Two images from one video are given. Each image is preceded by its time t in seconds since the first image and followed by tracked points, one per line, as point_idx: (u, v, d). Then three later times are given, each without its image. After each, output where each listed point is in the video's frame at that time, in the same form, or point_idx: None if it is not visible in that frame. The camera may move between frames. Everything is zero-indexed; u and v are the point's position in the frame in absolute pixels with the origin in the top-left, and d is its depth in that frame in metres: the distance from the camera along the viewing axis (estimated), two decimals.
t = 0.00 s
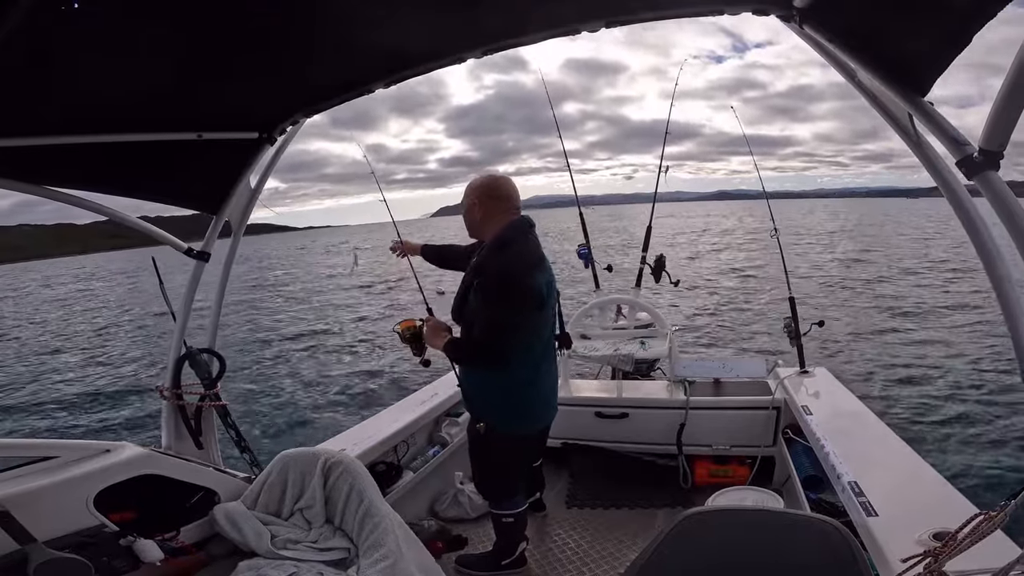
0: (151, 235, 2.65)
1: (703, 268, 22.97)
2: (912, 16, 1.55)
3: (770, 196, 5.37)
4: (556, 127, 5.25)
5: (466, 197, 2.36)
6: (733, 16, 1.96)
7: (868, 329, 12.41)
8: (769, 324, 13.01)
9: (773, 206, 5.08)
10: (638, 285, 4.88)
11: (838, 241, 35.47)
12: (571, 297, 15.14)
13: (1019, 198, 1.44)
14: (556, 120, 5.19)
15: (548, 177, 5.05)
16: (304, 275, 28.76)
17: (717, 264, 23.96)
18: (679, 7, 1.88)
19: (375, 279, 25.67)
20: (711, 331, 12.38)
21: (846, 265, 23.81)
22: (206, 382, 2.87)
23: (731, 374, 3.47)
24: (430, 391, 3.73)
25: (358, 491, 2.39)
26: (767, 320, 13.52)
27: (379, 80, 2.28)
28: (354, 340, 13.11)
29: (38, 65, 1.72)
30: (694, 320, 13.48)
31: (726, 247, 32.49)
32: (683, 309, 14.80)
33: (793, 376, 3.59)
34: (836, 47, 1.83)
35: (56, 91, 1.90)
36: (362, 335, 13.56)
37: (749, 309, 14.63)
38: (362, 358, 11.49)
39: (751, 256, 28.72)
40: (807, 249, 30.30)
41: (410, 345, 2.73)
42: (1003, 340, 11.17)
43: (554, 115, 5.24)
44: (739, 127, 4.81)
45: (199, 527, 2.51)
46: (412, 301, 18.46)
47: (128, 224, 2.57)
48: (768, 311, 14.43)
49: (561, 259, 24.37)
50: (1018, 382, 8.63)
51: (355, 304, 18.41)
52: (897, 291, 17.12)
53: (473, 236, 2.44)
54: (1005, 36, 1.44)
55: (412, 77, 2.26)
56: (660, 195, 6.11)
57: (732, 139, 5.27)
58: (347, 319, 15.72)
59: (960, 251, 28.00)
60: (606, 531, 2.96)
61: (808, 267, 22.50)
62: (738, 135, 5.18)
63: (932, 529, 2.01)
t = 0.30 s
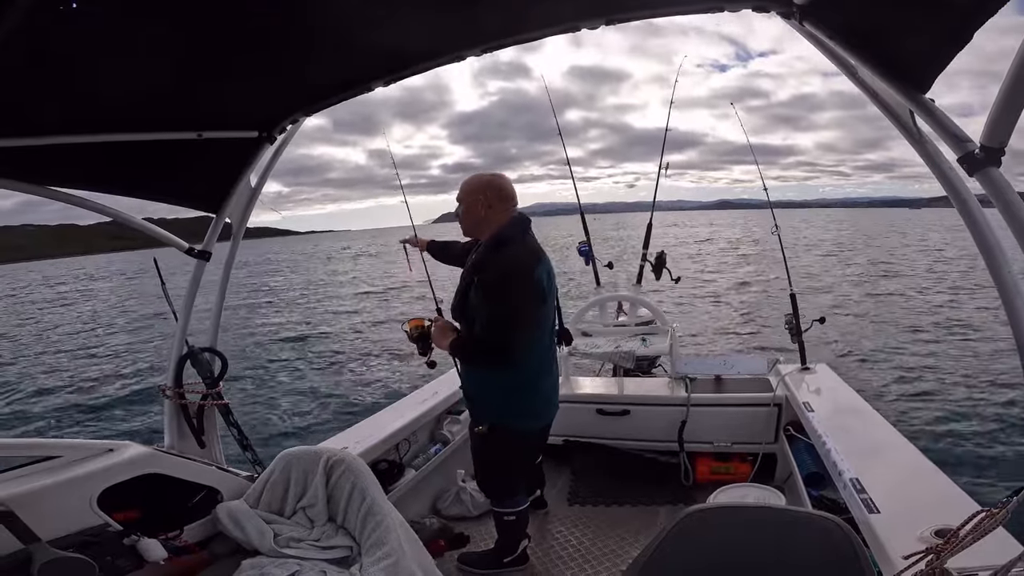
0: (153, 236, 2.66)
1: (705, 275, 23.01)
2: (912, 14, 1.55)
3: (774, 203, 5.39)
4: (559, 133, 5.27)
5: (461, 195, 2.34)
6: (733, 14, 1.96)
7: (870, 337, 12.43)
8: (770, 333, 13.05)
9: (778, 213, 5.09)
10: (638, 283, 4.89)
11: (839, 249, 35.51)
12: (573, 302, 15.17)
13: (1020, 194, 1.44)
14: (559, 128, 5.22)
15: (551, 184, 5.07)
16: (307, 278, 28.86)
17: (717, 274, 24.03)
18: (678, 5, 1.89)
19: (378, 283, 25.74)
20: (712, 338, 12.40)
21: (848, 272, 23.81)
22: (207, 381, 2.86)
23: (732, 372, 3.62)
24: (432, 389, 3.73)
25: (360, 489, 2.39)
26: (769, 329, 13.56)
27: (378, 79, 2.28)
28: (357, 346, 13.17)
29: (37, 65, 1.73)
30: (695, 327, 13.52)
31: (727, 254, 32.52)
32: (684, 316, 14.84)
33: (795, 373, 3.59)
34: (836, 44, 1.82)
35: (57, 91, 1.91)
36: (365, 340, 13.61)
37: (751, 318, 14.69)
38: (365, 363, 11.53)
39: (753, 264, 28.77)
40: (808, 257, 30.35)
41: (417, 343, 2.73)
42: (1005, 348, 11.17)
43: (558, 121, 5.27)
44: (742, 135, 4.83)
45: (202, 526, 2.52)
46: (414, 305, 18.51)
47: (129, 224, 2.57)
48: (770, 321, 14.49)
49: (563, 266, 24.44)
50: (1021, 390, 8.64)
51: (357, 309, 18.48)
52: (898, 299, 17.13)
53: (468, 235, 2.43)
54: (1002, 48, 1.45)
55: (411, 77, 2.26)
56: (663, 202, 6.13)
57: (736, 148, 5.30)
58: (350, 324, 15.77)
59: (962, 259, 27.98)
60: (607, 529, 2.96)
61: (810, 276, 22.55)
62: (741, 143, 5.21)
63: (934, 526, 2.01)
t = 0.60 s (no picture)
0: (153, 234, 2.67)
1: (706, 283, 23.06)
2: (913, 12, 1.55)
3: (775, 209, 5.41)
4: (562, 140, 5.29)
5: (456, 190, 2.35)
6: (734, 11, 1.97)
7: (870, 345, 12.45)
8: (770, 340, 13.07)
9: (779, 219, 5.11)
10: (637, 282, 4.91)
11: (840, 257, 35.55)
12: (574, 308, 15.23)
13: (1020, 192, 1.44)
14: (563, 135, 5.24)
15: (553, 191, 5.09)
16: (308, 284, 28.90)
17: (717, 282, 24.08)
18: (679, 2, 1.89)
19: (379, 288, 25.78)
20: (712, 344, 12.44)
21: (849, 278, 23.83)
22: (207, 377, 2.86)
23: (733, 368, 3.65)
24: (431, 386, 3.74)
25: (359, 486, 2.39)
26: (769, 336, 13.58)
27: (378, 78, 2.28)
28: (357, 352, 13.19)
29: (37, 64, 1.74)
30: (696, 335, 13.55)
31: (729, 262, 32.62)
32: (685, 323, 14.88)
33: (794, 370, 3.60)
34: (837, 41, 1.82)
35: (57, 91, 1.92)
36: (366, 344, 13.63)
37: (751, 326, 14.73)
38: (366, 369, 11.55)
39: (753, 271, 28.79)
40: (809, 265, 30.40)
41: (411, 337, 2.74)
42: (1005, 354, 11.19)
43: (560, 126, 5.29)
44: (743, 141, 4.86)
45: (202, 522, 2.52)
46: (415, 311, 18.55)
47: (131, 221, 2.58)
48: (771, 328, 14.53)
49: (564, 272, 24.47)
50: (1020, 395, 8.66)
51: (359, 315, 18.52)
52: (899, 307, 17.16)
53: (463, 231, 2.43)
54: (1000, 54, 1.46)
55: (411, 75, 2.26)
56: (664, 209, 6.16)
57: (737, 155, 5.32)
58: (351, 330, 15.80)
59: (962, 266, 28.00)
60: (605, 526, 2.96)
61: (811, 283, 22.58)
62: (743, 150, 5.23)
63: (931, 524, 2.02)
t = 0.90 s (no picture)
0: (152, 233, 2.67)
1: (705, 287, 23.10)
2: (913, 13, 1.56)
3: (775, 213, 5.42)
4: (562, 145, 5.31)
5: (447, 191, 2.35)
6: (734, 12, 1.97)
7: (869, 349, 12.46)
8: (769, 345, 13.08)
9: (779, 222, 5.12)
10: (637, 284, 4.92)
11: (839, 260, 35.58)
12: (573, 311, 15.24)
13: (1017, 195, 1.45)
14: (564, 141, 5.24)
15: (552, 197, 5.10)
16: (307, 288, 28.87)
17: (716, 286, 24.09)
18: (680, 3, 1.90)
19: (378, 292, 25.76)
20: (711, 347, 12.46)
21: (848, 281, 23.87)
22: (205, 376, 2.86)
23: (728, 368, 3.55)
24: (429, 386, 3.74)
25: (356, 485, 2.39)
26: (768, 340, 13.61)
27: (378, 77, 2.28)
28: (356, 357, 13.16)
29: (36, 64, 1.74)
30: (695, 339, 13.58)
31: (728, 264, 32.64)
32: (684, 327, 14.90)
33: (792, 372, 3.61)
34: (837, 43, 1.83)
35: (56, 90, 1.92)
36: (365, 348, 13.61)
37: (750, 330, 14.75)
38: (365, 374, 11.52)
39: (752, 274, 28.79)
40: (808, 269, 30.44)
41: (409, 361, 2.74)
42: (1003, 357, 11.22)
43: (560, 131, 5.29)
44: (742, 146, 4.86)
45: (198, 521, 2.51)
46: (415, 313, 18.56)
47: (131, 221, 2.58)
48: (770, 332, 14.53)
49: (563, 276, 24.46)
50: (1020, 399, 8.68)
51: (358, 321, 18.50)
52: (898, 310, 17.20)
53: (455, 231, 2.44)
54: (1000, 56, 1.47)
55: (411, 75, 2.27)
56: (664, 212, 6.17)
57: (737, 160, 5.33)
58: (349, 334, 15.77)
59: (961, 269, 28.04)
60: (603, 526, 2.96)
61: (810, 287, 22.61)
62: (742, 154, 5.24)
63: (926, 525, 2.02)
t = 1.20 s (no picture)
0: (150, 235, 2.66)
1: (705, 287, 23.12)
2: (913, 15, 1.56)
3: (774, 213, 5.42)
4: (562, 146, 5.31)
5: (443, 194, 2.35)
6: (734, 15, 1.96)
7: (869, 349, 12.46)
8: (769, 345, 13.08)
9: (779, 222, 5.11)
10: (637, 286, 4.91)
11: (838, 260, 35.58)
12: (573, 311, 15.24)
13: (1018, 198, 1.45)
14: (563, 143, 5.23)
15: (552, 199, 5.09)
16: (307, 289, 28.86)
17: (715, 286, 24.08)
18: (681, 6, 1.89)
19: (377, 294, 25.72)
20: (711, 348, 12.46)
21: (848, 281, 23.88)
22: (204, 378, 2.85)
23: (728, 371, 3.50)
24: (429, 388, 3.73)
25: (356, 487, 2.38)
26: (768, 341, 13.62)
27: (378, 79, 2.28)
28: (356, 359, 13.15)
29: (35, 64, 1.73)
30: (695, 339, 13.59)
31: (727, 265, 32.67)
32: (684, 327, 14.91)
33: (792, 375, 3.61)
34: (837, 45, 1.83)
35: (56, 91, 1.92)
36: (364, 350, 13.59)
37: (750, 330, 14.74)
38: (365, 376, 11.51)
39: (752, 274, 28.76)
40: (808, 269, 30.47)
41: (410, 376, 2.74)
42: (1003, 357, 11.23)
43: (560, 133, 5.29)
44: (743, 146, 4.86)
45: (196, 522, 2.51)
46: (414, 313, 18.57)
47: (131, 222, 2.58)
48: (770, 332, 14.53)
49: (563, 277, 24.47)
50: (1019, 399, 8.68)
51: (357, 322, 18.48)
52: (897, 309, 17.21)
53: (451, 235, 2.43)
54: (1000, 57, 1.47)
55: (411, 76, 2.26)
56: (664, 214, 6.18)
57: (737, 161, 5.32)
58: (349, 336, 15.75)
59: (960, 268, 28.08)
60: (603, 529, 2.96)
61: (810, 287, 22.60)
62: (742, 155, 5.23)
63: (926, 528, 2.02)
